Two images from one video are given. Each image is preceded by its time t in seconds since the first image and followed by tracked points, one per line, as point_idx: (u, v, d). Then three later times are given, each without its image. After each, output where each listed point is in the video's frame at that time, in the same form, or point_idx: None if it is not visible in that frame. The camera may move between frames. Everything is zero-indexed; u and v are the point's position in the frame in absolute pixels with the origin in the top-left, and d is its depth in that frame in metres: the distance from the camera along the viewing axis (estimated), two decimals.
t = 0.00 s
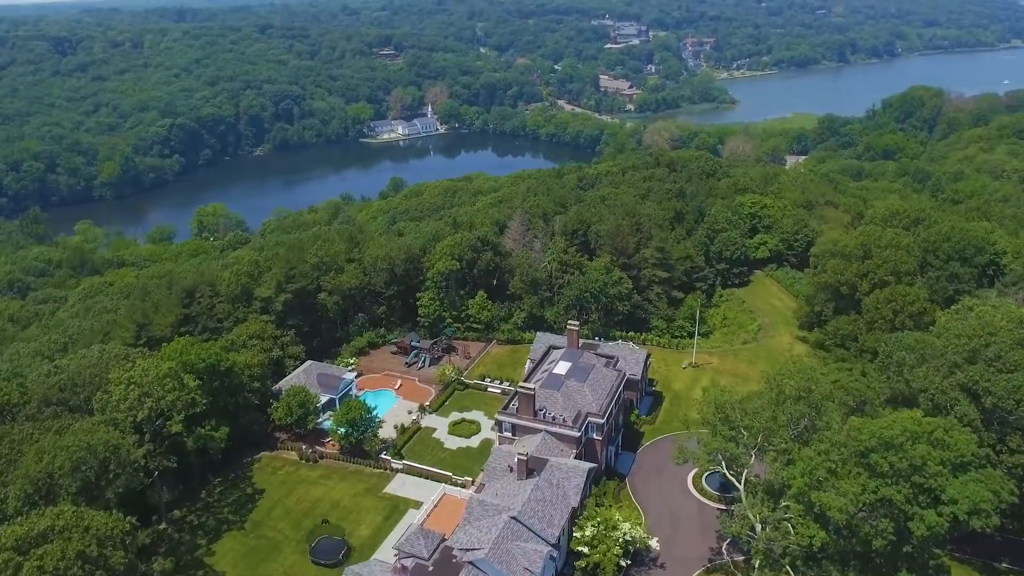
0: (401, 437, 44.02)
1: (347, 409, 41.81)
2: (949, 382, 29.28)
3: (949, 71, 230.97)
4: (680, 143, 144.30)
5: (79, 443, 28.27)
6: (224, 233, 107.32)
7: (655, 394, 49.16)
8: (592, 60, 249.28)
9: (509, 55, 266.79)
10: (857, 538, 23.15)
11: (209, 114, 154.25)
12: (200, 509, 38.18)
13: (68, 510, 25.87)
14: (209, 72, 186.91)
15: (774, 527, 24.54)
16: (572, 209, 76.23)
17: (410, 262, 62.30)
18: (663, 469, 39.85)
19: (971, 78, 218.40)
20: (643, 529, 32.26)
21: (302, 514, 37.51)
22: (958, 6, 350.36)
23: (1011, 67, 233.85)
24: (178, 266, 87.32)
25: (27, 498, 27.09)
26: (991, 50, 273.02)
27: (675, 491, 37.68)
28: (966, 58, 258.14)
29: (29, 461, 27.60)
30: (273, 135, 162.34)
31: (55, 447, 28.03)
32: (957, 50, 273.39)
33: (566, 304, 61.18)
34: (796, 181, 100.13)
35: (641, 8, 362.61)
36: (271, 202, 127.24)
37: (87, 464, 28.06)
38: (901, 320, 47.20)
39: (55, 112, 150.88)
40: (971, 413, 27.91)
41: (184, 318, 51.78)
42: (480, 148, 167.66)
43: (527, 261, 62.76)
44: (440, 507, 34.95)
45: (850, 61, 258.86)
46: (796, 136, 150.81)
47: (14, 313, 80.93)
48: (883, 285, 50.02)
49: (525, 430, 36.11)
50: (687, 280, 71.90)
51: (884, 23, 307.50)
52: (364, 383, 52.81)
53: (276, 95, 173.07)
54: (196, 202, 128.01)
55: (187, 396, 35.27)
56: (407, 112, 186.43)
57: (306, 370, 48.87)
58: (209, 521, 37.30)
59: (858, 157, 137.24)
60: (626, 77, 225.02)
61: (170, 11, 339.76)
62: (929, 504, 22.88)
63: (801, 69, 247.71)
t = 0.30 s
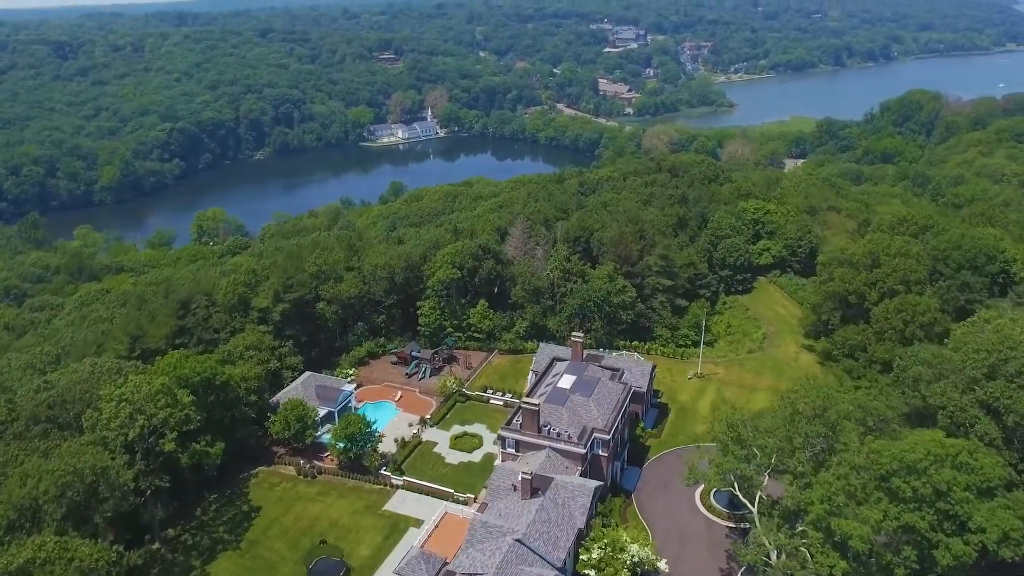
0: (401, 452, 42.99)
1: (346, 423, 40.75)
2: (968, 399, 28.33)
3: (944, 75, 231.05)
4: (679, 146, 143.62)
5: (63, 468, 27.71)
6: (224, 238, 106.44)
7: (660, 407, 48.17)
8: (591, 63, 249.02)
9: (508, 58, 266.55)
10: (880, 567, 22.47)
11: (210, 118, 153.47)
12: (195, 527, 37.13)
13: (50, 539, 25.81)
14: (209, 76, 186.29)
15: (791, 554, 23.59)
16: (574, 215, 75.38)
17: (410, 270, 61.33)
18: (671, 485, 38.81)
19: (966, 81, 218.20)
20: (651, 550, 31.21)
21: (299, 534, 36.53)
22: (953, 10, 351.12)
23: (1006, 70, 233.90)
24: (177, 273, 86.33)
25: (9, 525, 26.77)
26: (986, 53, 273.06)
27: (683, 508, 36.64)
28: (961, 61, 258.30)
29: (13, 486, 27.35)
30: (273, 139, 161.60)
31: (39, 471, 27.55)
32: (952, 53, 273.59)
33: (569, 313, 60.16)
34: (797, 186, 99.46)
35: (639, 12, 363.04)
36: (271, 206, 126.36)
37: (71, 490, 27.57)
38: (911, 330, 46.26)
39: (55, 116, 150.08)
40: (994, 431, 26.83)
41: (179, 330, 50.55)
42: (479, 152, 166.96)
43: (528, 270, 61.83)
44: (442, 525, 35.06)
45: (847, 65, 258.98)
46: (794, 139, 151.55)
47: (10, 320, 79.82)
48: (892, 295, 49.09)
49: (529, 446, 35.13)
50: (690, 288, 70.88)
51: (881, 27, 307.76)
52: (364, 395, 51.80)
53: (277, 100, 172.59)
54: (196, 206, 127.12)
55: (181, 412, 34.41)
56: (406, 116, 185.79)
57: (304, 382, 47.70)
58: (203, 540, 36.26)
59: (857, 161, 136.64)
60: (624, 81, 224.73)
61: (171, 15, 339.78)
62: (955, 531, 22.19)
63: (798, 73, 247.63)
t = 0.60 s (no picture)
0: (397, 468, 41.92)
1: (340, 439, 39.68)
2: (983, 415, 27.45)
3: (934, 78, 231.68)
4: (673, 150, 143.07)
5: (42, 498, 27.16)
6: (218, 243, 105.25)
7: (662, 419, 47.26)
8: (584, 67, 248.71)
9: (503, 62, 266.18)
10: None
11: (205, 123, 152.39)
12: (185, 548, 35.99)
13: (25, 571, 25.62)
14: (205, 80, 185.17)
15: None
16: (572, 221, 74.52)
17: (406, 278, 60.29)
18: (675, 501, 37.93)
19: (955, 84, 218.71)
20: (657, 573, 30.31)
21: (293, 554, 35.45)
22: (941, 14, 352.54)
23: (995, 73, 234.56)
24: (170, 279, 85.10)
25: None
26: (975, 56, 273.94)
27: (687, 525, 35.74)
28: (951, 64, 259.09)
29: None
30: (268, 143, 160.51)
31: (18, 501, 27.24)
32: (941, 56, 274.55)
33: (567, 322, 59.20)
34: (793, 190, 98.94)
35: (632, 16, 363.35)
36: (267, 210, 125.25)
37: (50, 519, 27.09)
38: (917, 339, 45.51)
39: (49, 120, 148.73)
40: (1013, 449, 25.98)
41: (169, 343, 48.89)
42: (474, 155, 166.13)
43: (527, 277, 60.88)
44: (442, 548, 34.43)
45: (838, 68, 259.59)
46: (788, 143, 151.17)
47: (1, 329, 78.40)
48: (896, 303, 48.30)
49: (529, 463, 34.19)
50: (689, 295, 69.99)
51: (871, 30, 308.72)
52: (359, 408, 50.70)
53: (272, 104, 171.68)
54: (191, 210, 125.89)
55: (169, 431, 33.22)
56: (401, 120, 184.80)
57: (298, 396, 46.55)
58: (193, 561, 35.14)
59: (851, 164, 136.28)
60: (618, 84, 224.44)
61: (167, 19, 338.15)
62: (978, 558, 21.90)
63: (790, 76, 247.89)
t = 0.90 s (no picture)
0: (389, 485, 40.80)
1: (330, 457, 38.55)
2: (993, 430, 27.04)
3: (917, 81, 233.06)
4: (662, 153, 142.71)
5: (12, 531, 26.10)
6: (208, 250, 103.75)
7: (659, 431, 46.42)
8: (573, 71, 248.64)
9: (492, 66, 265.85)
10: None
11: (195, 128, 150.84)
12: (170, 573, 34.69)
13: None
14: (194, 85, 183.52)
15: None
16: (565, 228, 73.62)
17: (397, 288, 59.20)
18: (674, 516, 37.16)
19: (938, 87, 220.07)
20: None
21: None
22: (923, 18, 355.39)
23: (976, 76, 236.30)
24: (158, 288, 83.52)
25: None
26: (956, 59, 275.98)
27: (688, 541, 34.94)
28: (933, 67, 260.92)
29: None
30: (258, 148, 159.03)
31: None
32: (923, 60, 276.69)
33: (561, 331, 58.28)
34: (783, 195, 98.67)
35: (620, 20, 363.74)
36: (257, 216, 123.84)
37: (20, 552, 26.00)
38: (918, 348, 44.94)
39: (37, 126, 146.67)
40: None
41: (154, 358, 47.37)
42: (464, 159, 165.29)
43: (520, 286, 60.01)
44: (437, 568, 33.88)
45: (822, 71, 261.00)
46: (776, 146, 151.23)
47: None
48: (894, 312, 47.71)
49: (526, 481, 33.24)
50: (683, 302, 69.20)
51: (854, 34, 310.57)
52: (349, 422, 49.52)
53: (262, 109, 170.29)
54: (180, 217, 124.24)
55: (152, 453, 32.07)
56: (391, 124, 183.67)
57: (287, 411, 45.29)
58: None
59: (838, 166, 136.39)
60: (607, 88, 224.36)
61: (157, 24, 335.98)
62: None
63: (776, 79, 248.87)
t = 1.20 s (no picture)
0: (378, 508, 39.61)
1: (317, 480, 37.32)
2: (1000, 448, 27.15)
3: (892, 86, 236.14)
4: (645, 159, 142.60)
5: None
6: (192, 260, 102.00)
7: (653, 446, 45.53)
8: (556, 77, 248.99)
9: (476, 73, 265.81)
10: None
11: (179, 136, 148.96)
12: None
13: None
14: (178, 94, 181.53)
15: None
16: (553, 238, 72.78)
17: (384, 301, 58.05)
18: (671, 537, 36.35)
19: (914, 92, 222.47)
20: None
21: None
22: (897, 24, 360.29)
23: (948, 81, 239.17)
24: (142, 300, 81.72)
25: None
26: (929, 65, 279.52)
27: (686, 564, 34.11)
28: (907, 73, 264.64)
29: None
30: (243, 156, 157.26)
31: None
32: (898, 65, 280.26)
33: (551, 344, 57.34)
34: (769, 201, 98.63)
35: (601, 27, 365.44)
36: (241, 225, 122.11)
37: None
38: (913, 359, 44.51)
39: (18, 135, 144.11)
40: None
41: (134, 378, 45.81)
42: (449, 166, 164.46)
43: (509, 298, 59.05)
44: None
45: (801, 77, 263.43)
46: (757, 151, 151.79)
47: None
48: (888, 322, 47.29)
49: (519, 505, 32.15)
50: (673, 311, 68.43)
51: (831, 40, 314.30)
52: (336, 441, 48.20)
53: (246, 116, 168.54)
54: (163, 226, 122.16)
55: (130, 481, 31.11)
56: (376, 131, 182.51)
57: (272, 431, 43.91)
58: None
59: (820, 171, 136.96)
60: (590, 94, 224.85)
61: (140, 33, 333.21)
62: None
63: (756, 85, 250.68)
